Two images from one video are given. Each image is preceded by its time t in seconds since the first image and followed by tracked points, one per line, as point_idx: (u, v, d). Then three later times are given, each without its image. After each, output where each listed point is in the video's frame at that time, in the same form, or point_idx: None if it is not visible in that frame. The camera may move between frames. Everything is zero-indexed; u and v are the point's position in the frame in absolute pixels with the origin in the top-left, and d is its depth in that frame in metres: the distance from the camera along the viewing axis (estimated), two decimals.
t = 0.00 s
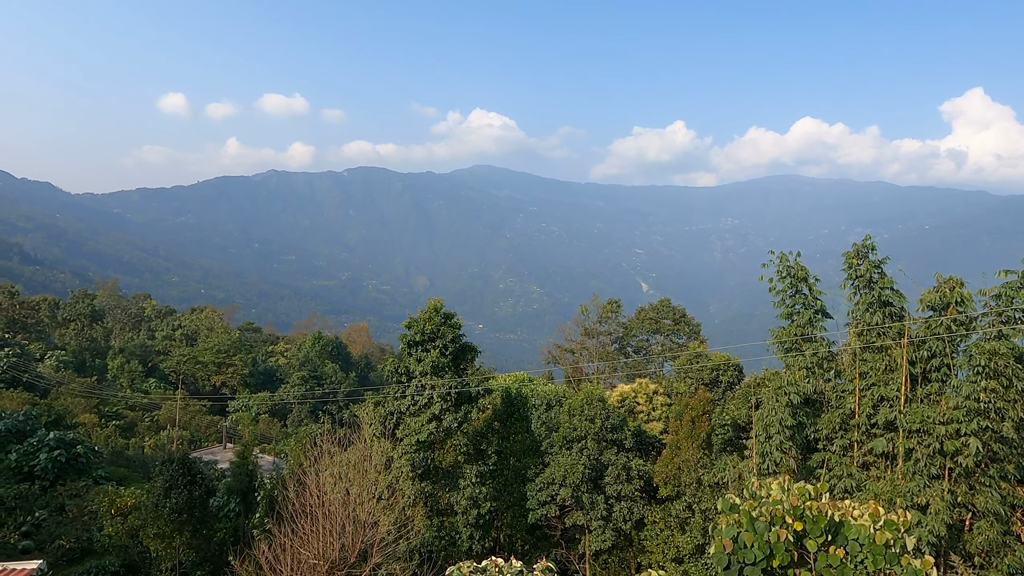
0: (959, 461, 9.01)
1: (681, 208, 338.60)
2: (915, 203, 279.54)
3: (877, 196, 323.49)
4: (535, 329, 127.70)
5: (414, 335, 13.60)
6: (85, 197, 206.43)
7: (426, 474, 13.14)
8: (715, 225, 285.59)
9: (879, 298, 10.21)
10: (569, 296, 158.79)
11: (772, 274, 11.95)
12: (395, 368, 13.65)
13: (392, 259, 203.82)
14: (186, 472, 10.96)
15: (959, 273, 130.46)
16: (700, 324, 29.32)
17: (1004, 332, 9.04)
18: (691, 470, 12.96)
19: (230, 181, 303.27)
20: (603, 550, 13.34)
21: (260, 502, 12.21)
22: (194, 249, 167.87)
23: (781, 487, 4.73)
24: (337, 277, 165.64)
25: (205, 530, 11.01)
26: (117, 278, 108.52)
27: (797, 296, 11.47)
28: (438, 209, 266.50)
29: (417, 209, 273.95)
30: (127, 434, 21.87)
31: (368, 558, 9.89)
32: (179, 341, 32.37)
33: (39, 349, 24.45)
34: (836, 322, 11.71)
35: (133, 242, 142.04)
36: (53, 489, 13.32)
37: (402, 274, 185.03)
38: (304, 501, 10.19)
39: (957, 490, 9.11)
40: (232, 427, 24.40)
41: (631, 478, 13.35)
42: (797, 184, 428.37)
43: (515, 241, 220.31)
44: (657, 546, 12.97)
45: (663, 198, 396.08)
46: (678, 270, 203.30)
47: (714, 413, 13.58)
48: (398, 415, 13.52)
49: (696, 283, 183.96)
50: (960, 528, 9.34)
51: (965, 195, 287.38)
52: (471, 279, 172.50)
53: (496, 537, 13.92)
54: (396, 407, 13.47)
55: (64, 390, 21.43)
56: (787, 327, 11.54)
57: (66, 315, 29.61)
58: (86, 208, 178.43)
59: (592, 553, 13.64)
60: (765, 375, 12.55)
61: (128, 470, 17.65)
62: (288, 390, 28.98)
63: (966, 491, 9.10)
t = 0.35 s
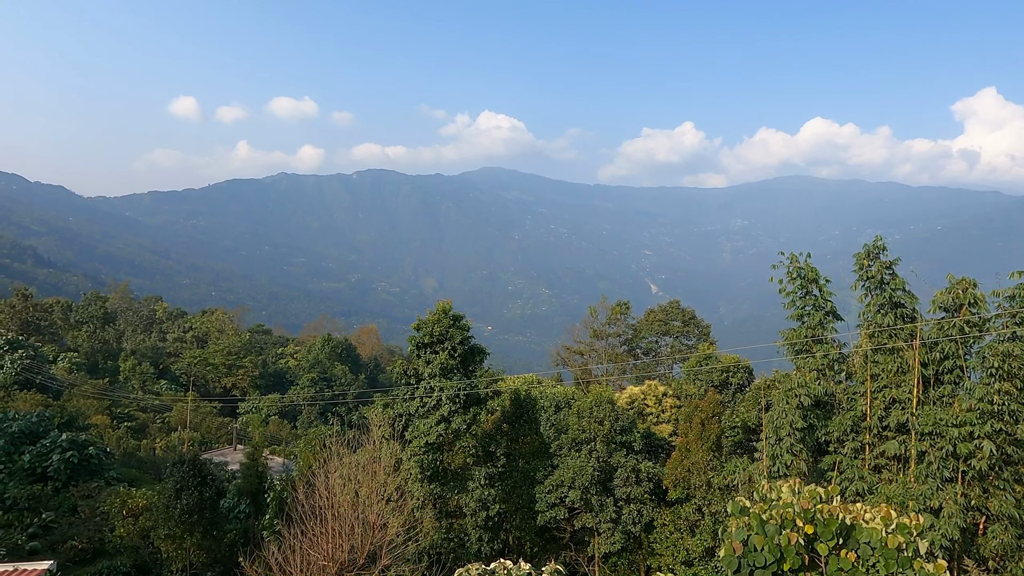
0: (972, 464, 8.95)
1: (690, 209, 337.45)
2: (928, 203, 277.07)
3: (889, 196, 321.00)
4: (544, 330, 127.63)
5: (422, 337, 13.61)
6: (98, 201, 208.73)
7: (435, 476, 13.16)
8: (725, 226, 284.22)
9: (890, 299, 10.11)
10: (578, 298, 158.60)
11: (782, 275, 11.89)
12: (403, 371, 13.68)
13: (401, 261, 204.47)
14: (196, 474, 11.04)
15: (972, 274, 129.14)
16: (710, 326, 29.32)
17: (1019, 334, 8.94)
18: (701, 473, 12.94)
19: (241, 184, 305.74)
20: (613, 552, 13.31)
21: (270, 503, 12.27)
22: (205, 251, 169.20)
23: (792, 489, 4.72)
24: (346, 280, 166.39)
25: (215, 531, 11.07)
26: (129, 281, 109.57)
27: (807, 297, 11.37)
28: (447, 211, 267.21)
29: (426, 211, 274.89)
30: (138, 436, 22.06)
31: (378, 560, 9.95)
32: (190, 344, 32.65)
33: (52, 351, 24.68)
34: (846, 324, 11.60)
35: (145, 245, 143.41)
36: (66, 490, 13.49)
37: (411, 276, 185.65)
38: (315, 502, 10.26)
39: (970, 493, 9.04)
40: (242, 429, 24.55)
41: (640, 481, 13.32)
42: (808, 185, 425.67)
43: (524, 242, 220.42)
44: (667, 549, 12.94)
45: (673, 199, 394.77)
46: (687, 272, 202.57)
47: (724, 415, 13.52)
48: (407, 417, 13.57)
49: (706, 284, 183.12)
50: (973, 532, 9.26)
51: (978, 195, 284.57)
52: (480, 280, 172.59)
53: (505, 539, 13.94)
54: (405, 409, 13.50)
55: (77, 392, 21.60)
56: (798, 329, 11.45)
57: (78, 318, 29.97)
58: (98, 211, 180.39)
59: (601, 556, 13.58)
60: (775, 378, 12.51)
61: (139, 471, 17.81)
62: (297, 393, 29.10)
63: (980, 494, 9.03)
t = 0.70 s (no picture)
0: (985, 468, 8.89)
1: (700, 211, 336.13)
2: (940, 204, 274.49)
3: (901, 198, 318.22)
4: (552, 332, 127.56)
5: (431, 339, 13.67)
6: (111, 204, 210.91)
7: (444, 478, 13.18)
8: (735, 228, 282.76)
9: (902, 301, 10.01)
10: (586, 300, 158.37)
11: (793, 277, 11.81)
12: (412, 372, 13.71)
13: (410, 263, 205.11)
14: (206, 475, 11.11)
15: (985, 275, 127.77)
16: (719, 328, 29.39)
17: None
18: (710, 475, 12.93)
19: (252, 187, 308.12)
20: (622, 555, 13.24)
21: (279, 504, 12.34)
22: (216, 253, 170.45)
23: (803, 492, 4.68)
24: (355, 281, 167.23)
25: (225, 532, 11.15)
26: (141, 283, 110.70)
27: (818, 299, 11.25)
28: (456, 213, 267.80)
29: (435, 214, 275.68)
30: (150, 436, 22.27)
31: (387, 562, 9.99)
32: (201, 346, 32.97)
33: (65, 352, 24.94)
34: (857, 326, 11.52)
35: (157, 247, 144.84)
36: (78, 490, 13.66)
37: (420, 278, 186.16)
38: (324, 503, 10.31)
39: (983, 497, 8.97)
40: (253, 431, 24.73)
41: (649, 484, 13.30)
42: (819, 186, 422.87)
43: (533, 245, 220.45)
44: (676, 553, 12.90)
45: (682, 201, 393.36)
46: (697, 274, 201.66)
47: (733, 418, 13.53)
48: (415, 419, 13.59)
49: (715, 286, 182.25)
50: (987, 536, 9.17)
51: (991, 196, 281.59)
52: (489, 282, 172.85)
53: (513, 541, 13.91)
54: (414, 412, 13.53)
55: (90, 393, 21.76)
56: (808, 331, 11.39)
57: (91, 320, 30.26)
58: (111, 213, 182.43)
59: (610, 558, 13.52)
60: (785, 380, 12.42)
61: (150, 472, 18.02)
62: (307, 394, 29.26)
63: (994, 498, 8.96)
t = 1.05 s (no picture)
0: (1000, 471, 8.79)
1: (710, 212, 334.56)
2: (953, 204, 271.69)
3: (913, 198, 315.19)
4: (561, 334, 127.42)
5: (440, 340, 13.71)
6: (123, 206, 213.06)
7: (452, 480, 13.20)
8: (745, 229, 281.08)
9: (913, 303, 9.94)
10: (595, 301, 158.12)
11: (803, 279, 11.75)
12: (421, 374, 13.74)
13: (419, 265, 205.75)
14: (216, 476, 11.18)
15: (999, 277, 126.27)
16: (729, 329, 29.20)
17: None
18: (720, 478, 12.88)
19: (262, 190, 310.19)
20: (630, 557, 13.21)
21: (288, 506, 12.43)
22: (226, 255, 171.71)
23: (814, 495, 4.66)
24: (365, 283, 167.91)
25: (235, 533, 11.26)
26: (152, 285, 111.75)
27: (829, 301, 11.20)
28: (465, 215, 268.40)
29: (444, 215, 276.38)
30: (162, 437, 22.48)
31: (395, 563, 10.05)
32: (212, 347, 33.24)
33: (78, 353, 25.17)
34: (868, 328, 11.43)
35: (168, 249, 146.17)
36: (90, 491, 13.81)
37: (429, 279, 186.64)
38: (332, 505, 10.38)
39: (998, 501, 8.87)
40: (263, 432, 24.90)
41: (658, 486, 13.27)
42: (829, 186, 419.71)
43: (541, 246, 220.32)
44: (686, 555, 12.82)
45: (691, 203, 391.69)
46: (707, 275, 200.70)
47: (743, 420, 13.52)
48: (424, 420, 13.63)
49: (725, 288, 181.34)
50: (1000, 541, 9.06)
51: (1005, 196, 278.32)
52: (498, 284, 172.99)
53: (522, 543, 13.90)
54: (422, 413, 13.57)
55: (102, 395, 21.95)
56: (819, 333, 11.31)
57: (103, 321, 30.49)
58: (123, 216, 184.39)
59: (619, 561, 13.50)
60: (795, 382, 12.37)
61: (160, 473, 18.18)
62: (316, 396, 29.45)
63: (1007, 502, 8.87)
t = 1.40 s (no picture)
0: (1013, 473, 8.72)
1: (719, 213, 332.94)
2: (967, 203, 268.61)
3: (926, 198, 312.04)
4: (570, 335, 127.19)
5: (449, 341, 13.77)
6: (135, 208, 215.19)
7: (461, 481, 13.20)
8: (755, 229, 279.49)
9: (926, 304, 9.85)
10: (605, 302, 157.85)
11: (813, 279, 11.67)
12: (430, 374, 13.79)
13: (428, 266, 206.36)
14: (227, 476, 11.30)
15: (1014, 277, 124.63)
16: (739, 330, 28.99)
17: None
18: (730, 479, 12.85)
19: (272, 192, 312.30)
20: (640, 560, 13.17)
21: (298, 506, 12.49)
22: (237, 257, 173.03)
23: (824, 497, 4.65)
24: (374, 284, 168.62)
25: (246, 532, 11.36)
26: (164, 286, 112.79)
27: (840, 301, 11.12)
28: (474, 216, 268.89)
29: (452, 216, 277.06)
30: (173, 437, 22.67)
31: (404, 563, 10.12)
32: (222, 347, 33.55)
33: (91, 354, 25.46)
34: (880, 328, 11.31)
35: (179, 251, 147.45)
36: (103, 490, 13.97)
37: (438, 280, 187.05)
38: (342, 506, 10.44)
39: (1011, 503, 8.78)
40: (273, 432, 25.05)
41: (668, 487, 13.24)
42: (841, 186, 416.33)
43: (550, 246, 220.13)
44: (696, 556, 12.77)
45: (701, 203, 389.82)
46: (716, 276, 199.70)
47: (752, 421, 13.60)
48: (433, 420, 13.63)
49: (735, 288, 180.31)
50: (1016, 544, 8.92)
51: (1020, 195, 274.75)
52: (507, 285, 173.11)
53: (531, 544, 13.90)
54: (431, 413, 13.58)
55: (114, 396, 22.16)
56: (829, 332, 11.24)
57: (115, 322, 30.78)
58: (136, 218, 186.29)
59: (629, 562, 13.48)
60: (807, 383, 12.27)
61: (171, 473, 18.38)
62: (326, 397, 29.63)
63: None
